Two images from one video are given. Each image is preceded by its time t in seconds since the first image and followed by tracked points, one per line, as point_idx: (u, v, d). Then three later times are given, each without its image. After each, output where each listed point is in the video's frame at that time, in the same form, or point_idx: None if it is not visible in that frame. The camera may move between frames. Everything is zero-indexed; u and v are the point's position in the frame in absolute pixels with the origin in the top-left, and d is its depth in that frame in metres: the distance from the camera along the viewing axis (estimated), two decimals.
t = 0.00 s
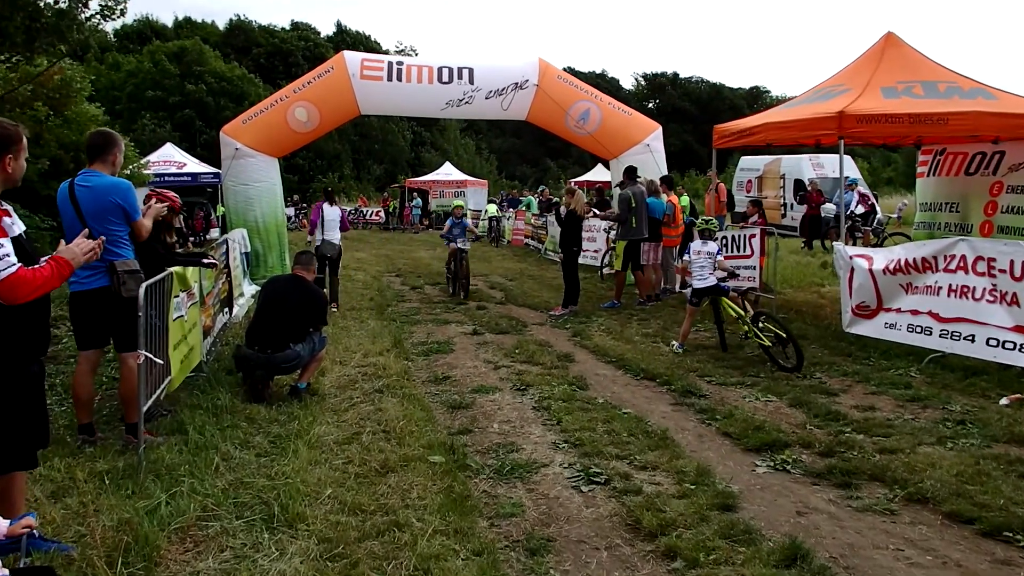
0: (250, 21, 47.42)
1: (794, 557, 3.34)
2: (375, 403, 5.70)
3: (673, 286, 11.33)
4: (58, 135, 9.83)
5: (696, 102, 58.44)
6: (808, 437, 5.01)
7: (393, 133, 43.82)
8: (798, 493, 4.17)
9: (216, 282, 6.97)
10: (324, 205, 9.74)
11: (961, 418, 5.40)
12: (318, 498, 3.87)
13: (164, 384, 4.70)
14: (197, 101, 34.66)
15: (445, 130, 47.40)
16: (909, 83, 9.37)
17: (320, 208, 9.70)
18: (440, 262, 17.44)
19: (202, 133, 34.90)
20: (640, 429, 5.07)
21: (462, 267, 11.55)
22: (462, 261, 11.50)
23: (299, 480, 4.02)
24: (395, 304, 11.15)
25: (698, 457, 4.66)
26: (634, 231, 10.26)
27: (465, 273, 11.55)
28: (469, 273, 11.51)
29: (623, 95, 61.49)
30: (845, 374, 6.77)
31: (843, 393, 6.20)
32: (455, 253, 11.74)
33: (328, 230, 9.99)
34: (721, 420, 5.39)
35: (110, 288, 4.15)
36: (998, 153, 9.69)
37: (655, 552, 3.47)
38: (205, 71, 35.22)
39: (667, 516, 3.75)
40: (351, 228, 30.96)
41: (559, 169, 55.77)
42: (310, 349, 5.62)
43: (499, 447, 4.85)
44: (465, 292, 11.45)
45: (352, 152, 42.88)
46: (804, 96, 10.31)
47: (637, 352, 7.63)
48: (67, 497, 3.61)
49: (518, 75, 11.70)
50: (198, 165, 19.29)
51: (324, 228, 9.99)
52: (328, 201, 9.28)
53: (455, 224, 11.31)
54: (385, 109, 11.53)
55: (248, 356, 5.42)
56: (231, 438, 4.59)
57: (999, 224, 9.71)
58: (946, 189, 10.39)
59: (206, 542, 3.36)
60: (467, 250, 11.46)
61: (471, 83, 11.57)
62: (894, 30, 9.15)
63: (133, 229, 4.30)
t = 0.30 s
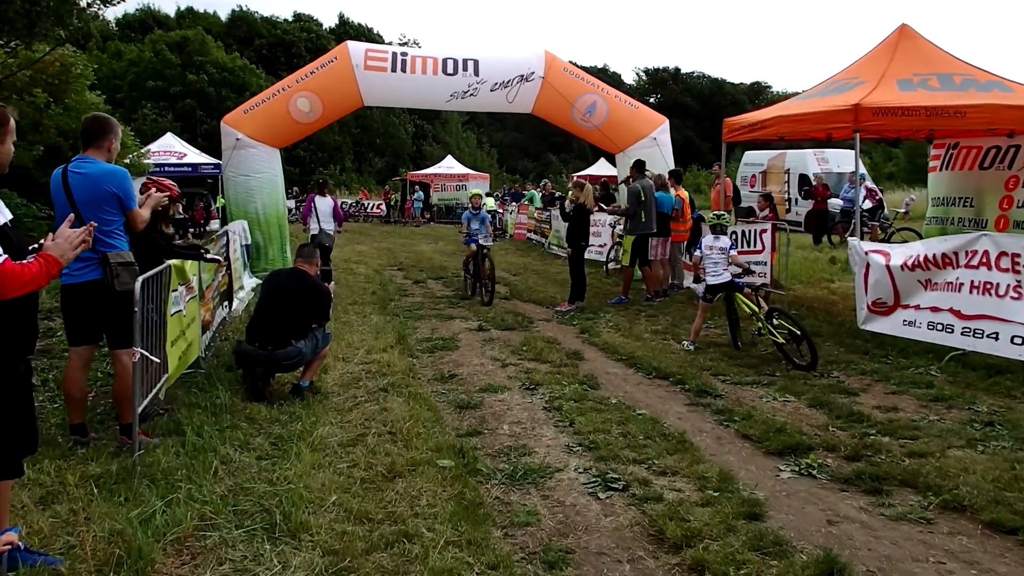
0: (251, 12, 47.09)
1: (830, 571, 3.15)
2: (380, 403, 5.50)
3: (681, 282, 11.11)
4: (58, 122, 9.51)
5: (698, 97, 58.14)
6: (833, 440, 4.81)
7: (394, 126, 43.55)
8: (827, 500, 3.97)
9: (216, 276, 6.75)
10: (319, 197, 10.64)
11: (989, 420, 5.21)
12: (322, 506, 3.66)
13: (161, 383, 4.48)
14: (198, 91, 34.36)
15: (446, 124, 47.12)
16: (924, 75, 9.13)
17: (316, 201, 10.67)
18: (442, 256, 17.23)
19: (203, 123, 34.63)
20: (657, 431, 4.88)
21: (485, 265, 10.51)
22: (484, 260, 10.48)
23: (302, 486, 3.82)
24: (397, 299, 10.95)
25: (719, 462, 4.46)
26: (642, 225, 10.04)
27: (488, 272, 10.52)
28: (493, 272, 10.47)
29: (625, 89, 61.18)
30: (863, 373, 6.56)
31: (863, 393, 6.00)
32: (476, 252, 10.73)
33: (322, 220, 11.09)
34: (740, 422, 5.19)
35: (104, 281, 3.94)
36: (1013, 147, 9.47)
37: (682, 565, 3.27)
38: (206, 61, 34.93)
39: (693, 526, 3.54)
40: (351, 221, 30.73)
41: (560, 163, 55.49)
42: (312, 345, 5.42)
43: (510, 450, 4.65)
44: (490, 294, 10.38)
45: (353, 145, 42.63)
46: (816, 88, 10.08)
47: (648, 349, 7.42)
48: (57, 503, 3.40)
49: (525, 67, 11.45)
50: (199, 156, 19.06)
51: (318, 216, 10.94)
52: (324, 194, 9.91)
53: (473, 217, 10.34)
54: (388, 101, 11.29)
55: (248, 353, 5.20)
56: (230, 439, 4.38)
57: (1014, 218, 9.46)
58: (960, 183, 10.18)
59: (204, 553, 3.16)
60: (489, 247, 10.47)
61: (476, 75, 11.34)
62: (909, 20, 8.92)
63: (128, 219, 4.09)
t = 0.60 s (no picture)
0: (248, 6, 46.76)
1: None
2: (381, 405, 5.35)
3: (685, 278, 10.97)
4: (52, 117, 9.12)
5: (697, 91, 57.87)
6: (849, 444, 4.67)
7: (392, 120, 43.30)
8: (846, 509, 3.83)
9: (212, 274, 6.59)
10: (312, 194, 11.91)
11: (1007, 423, 5.07)
12: (323, 517, 3.51)
13: (155, 387, 4.33)
14: (194, 86, 34.10)
15: (444, 118, 46.85)
16: (933, 69, 8.98)
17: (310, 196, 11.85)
18: (441, 251, 17.07)
19: (199, 118, 34.39)
20: (667, 435, 4.74)
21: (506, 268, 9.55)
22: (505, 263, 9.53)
23: (302, 496, 3.67)
24: (397, 296, 10.80)
25: (732, 467, 4.32)
26: (644, 221, 9.89)
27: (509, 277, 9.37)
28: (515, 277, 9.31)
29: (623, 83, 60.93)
30: (875, 373, 6.43)
31: (876, 395, 5.86)
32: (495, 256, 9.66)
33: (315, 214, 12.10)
34: (752, 425, 5.05)
35: (94, 284, 3.79)
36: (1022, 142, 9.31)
37: None
38: (202, 56, 34.64)
39: (711, 538, 3.40)
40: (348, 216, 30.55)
41: (559, 157, 55.29)
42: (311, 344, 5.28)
43: (517, 455, 4.50)
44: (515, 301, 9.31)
45: (350, 139, 42.39)
46: (823, 82, 9.91)
47: (654, 348, 7.28)
48: (46, 517, 3.25)
49: (525, 60, 11.30)
50: (195, 151, 18.88)
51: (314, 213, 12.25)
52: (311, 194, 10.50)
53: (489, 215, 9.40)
54: (387, 95, 11.11)
55: (245, 355, 5.07)
56: (227, 446, 4.24)
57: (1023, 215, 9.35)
58: (968, 179, 10.03)
59: (200, 570, 3.01)
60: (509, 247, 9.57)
61: (476, 68, 11.16)
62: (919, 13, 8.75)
63: (120, 218, 3.93)
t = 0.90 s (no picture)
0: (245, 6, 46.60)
1: None
2: (382, 410, 5.20)
3: (688, 276, 10.82)
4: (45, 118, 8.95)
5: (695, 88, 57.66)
6: (865, 446, 4.52)
7: (391, 120, 43.14)
8: (865, 515, 3.69)
9: (208, 276, 6.45)
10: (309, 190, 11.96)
11: None
12: (322, 530, 3.37)
13: (147, 394, 4.18)
14: (192, 86, 33.94)
15: (443, 117, 46.68)
16: (941, 61, 8.83)
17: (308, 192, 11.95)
18: (441, 251, 16.92)
19: (197, 119, 34.25)
20: (677, 439, 4.59)
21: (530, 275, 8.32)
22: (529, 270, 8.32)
23: (301, 507, 3.53)
24: (397, 296, 10.65)
25: (746, 472, 4.18)
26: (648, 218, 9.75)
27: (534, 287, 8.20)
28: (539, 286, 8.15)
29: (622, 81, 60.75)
30: (886, 371, 6.28)
31: (889, 394, 5.71)
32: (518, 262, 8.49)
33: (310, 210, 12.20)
34: (764, 427, 4.90)
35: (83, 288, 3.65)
36: None
37: None
38: (199, 56, 34.48)
39: (727, 548, 3.26)
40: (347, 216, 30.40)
41: (558, 156, 55.14)
42: (312, 347, 5.14)
43: (523, 461, 4.36)
44: (541, 311, 8.05)
45: (349, 139, 42.24)
46: (828, 76, 9.76)
47: (660, 348, 7.13)
48: (32, 533, 3.10)
49: (525, 57, 11.14)
50: (192, 152, 18.73)
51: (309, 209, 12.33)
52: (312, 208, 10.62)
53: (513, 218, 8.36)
54: (385, 93, 10.96)
55: (244, 360, 4.93)
56: (223, 455, 4.09)
57: None
58: (974, 173, 9.88)
59: None
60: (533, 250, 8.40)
61: (476, 65, 11.01)
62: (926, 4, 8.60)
63: (108, 219, 3.77)
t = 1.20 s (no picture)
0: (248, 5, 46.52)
1: None
2: (383, 418, 5.04)
3: (695, 277, 10.65)
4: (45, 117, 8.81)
5: (699, 88, 57.44)
6: (885, 455, 4.34)
7: (393, 120, 43.03)
8: (889, 528, 3.51)
9: (205, 279, 6.31)
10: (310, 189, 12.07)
11: None
12: (320, 548, 3.21)
13: (138, 404, 4.02)
14: (195, 85, 33.82)
15: (445, 117, 46.54)
16: (951, 59, 8.64)
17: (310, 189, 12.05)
18: (444, 252, 16.77)
19: (199, 118, 34.16)
20: (690, 448, 4.42)
21: (563, 286, 7.30)
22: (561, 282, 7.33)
23: (299, 524, 3.36)
24: (399, 298, 10.49)
25: (762, 483, 4.00)
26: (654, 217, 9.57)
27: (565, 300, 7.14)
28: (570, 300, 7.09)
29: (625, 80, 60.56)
30: (902, 375, 6.10)
31: (906, 398, 5.53)
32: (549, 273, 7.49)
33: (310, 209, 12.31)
34: (779, 434, 4.73)
35: (70, 292, 3.51)
36: None
37: None
38: (202, 55, 34.34)
39: (745, 566, 3.09)
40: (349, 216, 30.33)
41: (561, 156, 54.97)
42: (313, 355, 4.96)
43: (530, 473, 4.20)
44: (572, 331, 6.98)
45: (351, 139, 42.13)
46: (836, 74, 9.58)
47: (667, 351, 6.96)
48: (9, 553, 2.95)
49: (529, 56, 10.97)
50: (194, 151, 18.61)
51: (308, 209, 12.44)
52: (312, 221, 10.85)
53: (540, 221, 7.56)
54: (388, 93, 10.80)
55: (243, 366, 4.76)
56: (217, 466, 3.94)
57: None
58: (983, 171, 9.67)
59: None
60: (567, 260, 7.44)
61: (480, 65, 10.84)
62: None
63: (94, 222, 3.57)
